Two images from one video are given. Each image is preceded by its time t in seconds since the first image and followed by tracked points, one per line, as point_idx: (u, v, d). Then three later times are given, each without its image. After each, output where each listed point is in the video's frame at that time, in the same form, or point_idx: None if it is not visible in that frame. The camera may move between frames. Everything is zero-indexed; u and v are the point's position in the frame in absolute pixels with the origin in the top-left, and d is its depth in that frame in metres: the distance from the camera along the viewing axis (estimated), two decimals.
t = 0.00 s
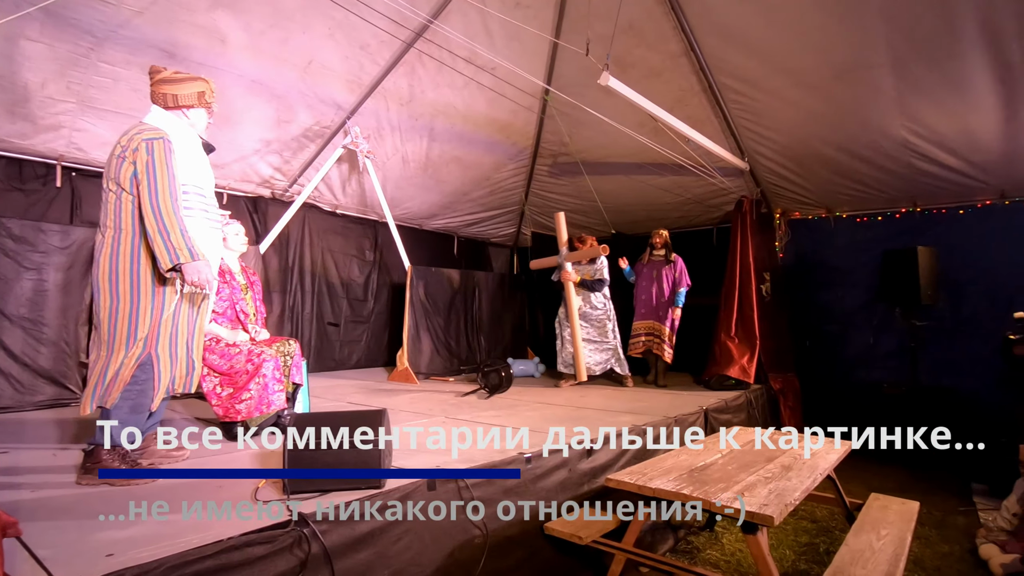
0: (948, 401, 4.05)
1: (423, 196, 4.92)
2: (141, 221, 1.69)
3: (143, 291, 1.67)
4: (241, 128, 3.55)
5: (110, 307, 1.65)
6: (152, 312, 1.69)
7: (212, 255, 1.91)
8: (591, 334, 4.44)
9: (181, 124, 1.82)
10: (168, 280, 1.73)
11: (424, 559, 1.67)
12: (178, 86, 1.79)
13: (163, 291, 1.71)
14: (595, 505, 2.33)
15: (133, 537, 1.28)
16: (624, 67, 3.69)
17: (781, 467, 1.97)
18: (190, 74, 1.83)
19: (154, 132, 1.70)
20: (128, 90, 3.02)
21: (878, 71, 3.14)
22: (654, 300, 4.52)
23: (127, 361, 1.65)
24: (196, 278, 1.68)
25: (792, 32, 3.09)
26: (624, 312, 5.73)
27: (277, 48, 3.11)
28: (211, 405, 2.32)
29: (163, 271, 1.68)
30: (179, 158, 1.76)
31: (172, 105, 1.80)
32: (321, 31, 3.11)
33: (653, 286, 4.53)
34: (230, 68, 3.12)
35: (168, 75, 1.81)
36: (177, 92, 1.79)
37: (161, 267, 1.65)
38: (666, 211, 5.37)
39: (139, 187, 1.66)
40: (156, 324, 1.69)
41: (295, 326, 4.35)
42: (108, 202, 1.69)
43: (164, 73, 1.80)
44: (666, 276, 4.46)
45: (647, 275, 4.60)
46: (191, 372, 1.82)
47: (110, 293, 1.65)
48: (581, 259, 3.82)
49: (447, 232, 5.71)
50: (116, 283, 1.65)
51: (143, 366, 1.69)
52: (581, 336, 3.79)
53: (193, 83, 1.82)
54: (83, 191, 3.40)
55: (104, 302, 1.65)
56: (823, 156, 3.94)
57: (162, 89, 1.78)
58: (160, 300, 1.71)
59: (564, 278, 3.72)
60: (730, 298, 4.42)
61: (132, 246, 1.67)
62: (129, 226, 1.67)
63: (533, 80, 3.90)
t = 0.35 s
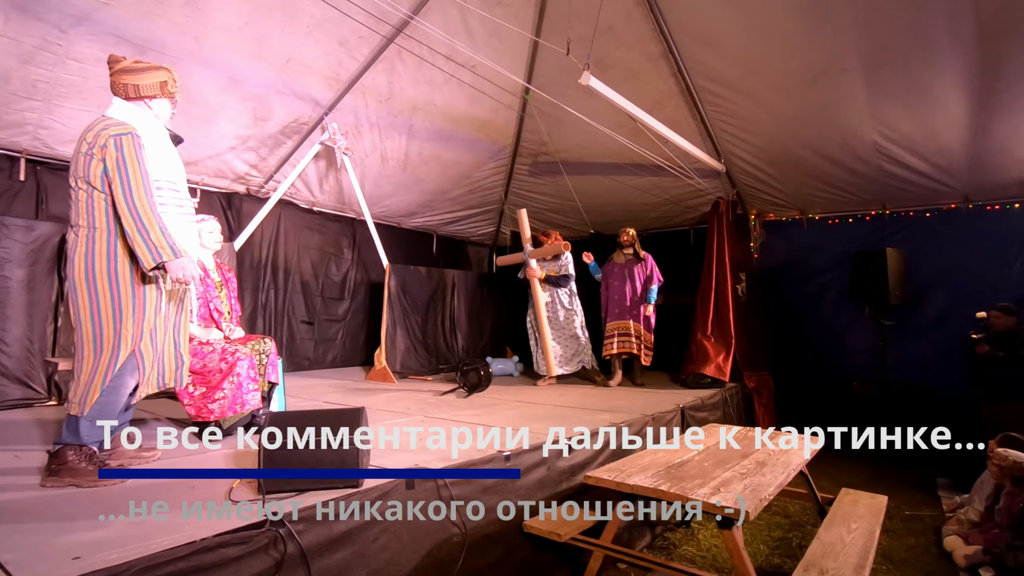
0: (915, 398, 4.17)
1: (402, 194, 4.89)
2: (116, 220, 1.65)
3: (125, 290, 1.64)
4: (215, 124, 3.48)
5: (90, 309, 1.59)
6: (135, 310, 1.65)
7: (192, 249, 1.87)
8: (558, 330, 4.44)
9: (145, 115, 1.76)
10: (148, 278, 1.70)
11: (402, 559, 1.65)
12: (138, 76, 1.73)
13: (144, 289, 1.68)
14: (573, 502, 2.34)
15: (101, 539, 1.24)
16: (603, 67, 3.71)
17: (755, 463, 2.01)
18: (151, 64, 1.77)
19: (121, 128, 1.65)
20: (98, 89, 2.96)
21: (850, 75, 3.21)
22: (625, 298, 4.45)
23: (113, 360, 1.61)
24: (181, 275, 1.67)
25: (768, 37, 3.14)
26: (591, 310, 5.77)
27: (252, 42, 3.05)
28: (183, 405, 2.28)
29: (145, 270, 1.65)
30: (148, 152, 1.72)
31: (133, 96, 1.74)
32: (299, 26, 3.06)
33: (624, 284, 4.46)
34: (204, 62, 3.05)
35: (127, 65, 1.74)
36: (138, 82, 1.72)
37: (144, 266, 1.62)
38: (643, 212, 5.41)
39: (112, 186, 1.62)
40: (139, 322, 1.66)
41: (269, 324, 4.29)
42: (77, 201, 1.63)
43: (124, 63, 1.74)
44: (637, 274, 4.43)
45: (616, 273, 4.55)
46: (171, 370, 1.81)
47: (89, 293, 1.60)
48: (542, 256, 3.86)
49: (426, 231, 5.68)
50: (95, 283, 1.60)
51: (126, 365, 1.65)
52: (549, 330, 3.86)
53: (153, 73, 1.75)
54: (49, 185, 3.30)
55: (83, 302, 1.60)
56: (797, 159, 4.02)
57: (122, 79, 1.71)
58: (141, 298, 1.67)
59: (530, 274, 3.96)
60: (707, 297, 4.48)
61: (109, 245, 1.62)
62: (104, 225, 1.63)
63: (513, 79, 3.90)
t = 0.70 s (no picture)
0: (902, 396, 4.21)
1: (394, 192, 4.88)
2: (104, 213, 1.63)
3: (112, 284, 1.62)
4: (206, 121, 3.45)
5: (76, 303, 1.58)
6: (123, 305, 1.63)
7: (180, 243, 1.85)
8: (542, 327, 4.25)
9: (134, 109, 1.74)
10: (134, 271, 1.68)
11: (398, 555, 1.65)
12: (127, 67, 1.70)
13: (132, 283, 1.66)
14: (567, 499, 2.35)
15: (94, 537, 1.23)
16: (597, 66, 3.72)
17: (749, 458, 2.02)
18: (141, 56, 1.74)
19: (110, 119, 1.63)
20: (87, 89, 2.94)
21: (841, 76, 3.23)
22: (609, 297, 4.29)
23: (103, 355, 1.60)
24: (169, 267, 1.64)
25: (761, 38, 3.16)
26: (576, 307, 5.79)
27: (244, 38, 3.02)
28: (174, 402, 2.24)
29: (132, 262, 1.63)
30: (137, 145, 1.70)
31: (122, 88, 1.71)
32: (291, 23, 3.04)
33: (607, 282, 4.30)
34: (195, 58, 3.02)
35: (115, 57, 1.71)
36: (127, 74, 1.69)
37: (130, 259, 1.60)
38: (635, 211, 5.43)
39: (100, 177, 1.60)
40: (127, 317, 1.64)
41: (259, 322, 4.26)
42: (65, 193, 1.62)
43: (114, 55, 1.71)
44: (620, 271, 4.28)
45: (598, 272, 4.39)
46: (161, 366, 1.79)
47: (76, 287, 1.58)
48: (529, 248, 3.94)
49: (418, 229, 5.67)
50: (82, 277, 1.58)
51: (114, 360, 1.63)
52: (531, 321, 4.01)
53: (142, 65, 1.72)
54: (36, 181, 3.26)
55: (70, 297, 1.58)
56: (787, 159, 4.05)
57: (112, 72, 1.68)
58: (129, 292, 1.65)
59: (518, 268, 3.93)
60: (699, 296, 4.50)
61: (96, 238, 1.60)
62: (92, 218, 1.61)
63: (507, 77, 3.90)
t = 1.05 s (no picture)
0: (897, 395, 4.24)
1: (392, 192, 4.89)
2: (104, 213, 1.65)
3: (112, 283, 1.63)
4: (204, 121, 3.46)
5: (75, 302, 1.59)
6: (122, 304, 1.64)
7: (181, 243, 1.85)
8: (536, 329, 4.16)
9: (137, 112, 1.75)
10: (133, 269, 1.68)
11: (398, 551, 1.67)
12: (129, 71, 1.71)
13: (132, 282, 1.67)
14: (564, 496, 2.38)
15: (97, 532, 1.24)
16: (594, 67, 3.74)
17: (745, 456, 2.04)
18: (143, 60, 1.75)
19: (112, 121, 1.65)
20: (86, 89, 2.95)
21: (836, 78, 3.26)
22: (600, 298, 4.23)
23: (107, 352, 1.61)
24: (167, 264, 1.63)
25: (756, 39, 3.18)
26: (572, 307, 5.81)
27: (243, 38, 3.03)
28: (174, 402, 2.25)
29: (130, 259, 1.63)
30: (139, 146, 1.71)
31: (124, 92, 1.72)
32: (290, 23, 3.05)
33: (599, 283, 4.24)
34: (194, 58, 3.03)
35: (118, 61, 1.73)
36: (130, 78, 1.71)
37: (129, 255, 1.60)
38: (632, 211, 5.45)
39: (100, 178, 1.61)
40: (128, 315, 1.65)
41: (257, 322, 4.28)
42: (67, 193, 1.63)
43: (116, 59, 1.73)
44: (612, 272, 4.21)
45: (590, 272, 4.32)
46: (165, 363, 1.80)
47: (77, 286, 1.59)
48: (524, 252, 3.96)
49: (416, 229, 5.69)
50: (83, 275, 1.60)
51: (116, 358, 1.64)
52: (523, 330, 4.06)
53: (144, 69, 1.73)
54: (34, 180, 3.26)
55: (71, 295, 1.59)
56: (784, 159, 4.07)
57: (115, 76, 1.70)
58: (129, 291, 1.66)
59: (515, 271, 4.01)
60: (695, 296, 4.52)
61: (96, 237, 1.62)
62: (92, 217, 1.62)
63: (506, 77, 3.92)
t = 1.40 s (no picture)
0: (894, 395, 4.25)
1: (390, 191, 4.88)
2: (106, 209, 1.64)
3: (117, 279, 1.63)
4: (202, 120, 3.46)
5: (87, 298, 1.59)
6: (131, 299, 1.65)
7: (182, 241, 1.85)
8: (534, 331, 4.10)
9: (144, 117, 1.76)
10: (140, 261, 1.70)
11: (395, 549, 1.67)
12: (136, 77, 1.72)
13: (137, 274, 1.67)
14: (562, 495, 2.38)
15: (94, 531, 1.24)
16: (593, 66, 3.74)
17: (742, 455, 2.05)
18: (150, 66, 1.76)
19: (115, 123, 1.65)
20: (83, 86, 2.94)
21: (834, 78, 3.26)
22: (595, 296, 4.22)
23: (125, 346, 1.63)
24: (179, 259, 1.67)
25: (754, 39, 3.18)
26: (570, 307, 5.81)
27: (240, 37, 3.03)
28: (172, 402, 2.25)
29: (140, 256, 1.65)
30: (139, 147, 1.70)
31: (132, 98, 1.73)
32: (288, 21, 3.05)
33: (595, 281, 4.22)
34: (191, 57, 3.02)
35: (125, 68, 1.74)
36: (137, 84, 1.72)
37: (137, 253, 1.61)
38: (630, 211, 5.46)
39: (102, 176, 1.61)
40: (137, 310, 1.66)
41: (255, 321, 4.27)
42: (66, 191, 1.62)
43: (124, 66, 1.74)
44: (608, 270, 4.18)
45: (588, 270, 4.31)
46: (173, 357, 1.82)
47: (84, 284, 1.59)
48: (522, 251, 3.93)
49: (414, 229, 5.69)
50: (88, 273, 1.59)
51: (139, 351, 1.67)
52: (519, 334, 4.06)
53: (150, 75, 1.75)
54: (31, 179, 3.25)
55: (80, 294, 1.59)
56: (782, 159, 4.08)
57: (122, 82, 1.71)
58: (135, 282, 1.67)
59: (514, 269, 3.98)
60: (693, 295, 4.52)
61: (96, 236, 1.61)
62: (92, 216, 1.61)
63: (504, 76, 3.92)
